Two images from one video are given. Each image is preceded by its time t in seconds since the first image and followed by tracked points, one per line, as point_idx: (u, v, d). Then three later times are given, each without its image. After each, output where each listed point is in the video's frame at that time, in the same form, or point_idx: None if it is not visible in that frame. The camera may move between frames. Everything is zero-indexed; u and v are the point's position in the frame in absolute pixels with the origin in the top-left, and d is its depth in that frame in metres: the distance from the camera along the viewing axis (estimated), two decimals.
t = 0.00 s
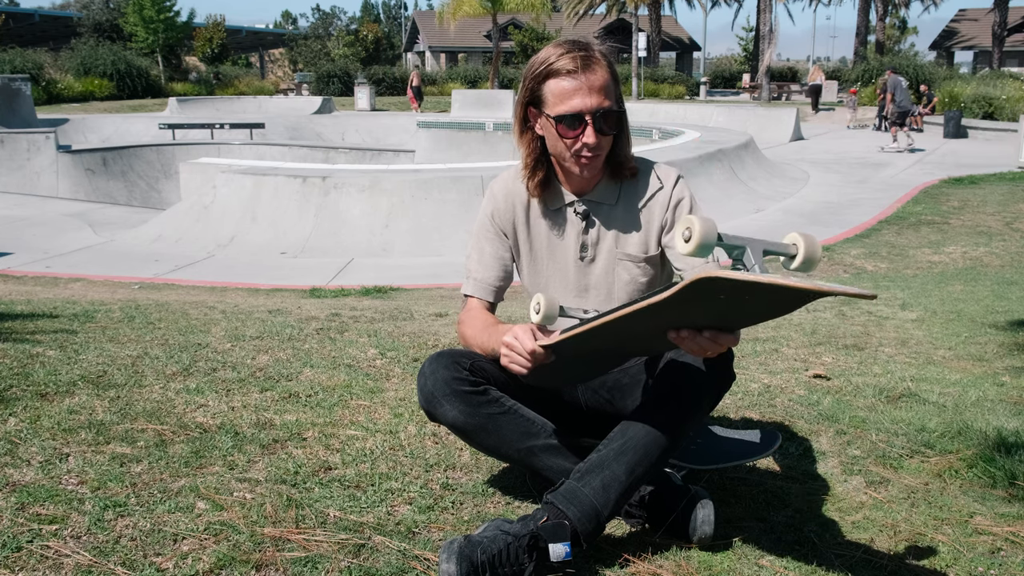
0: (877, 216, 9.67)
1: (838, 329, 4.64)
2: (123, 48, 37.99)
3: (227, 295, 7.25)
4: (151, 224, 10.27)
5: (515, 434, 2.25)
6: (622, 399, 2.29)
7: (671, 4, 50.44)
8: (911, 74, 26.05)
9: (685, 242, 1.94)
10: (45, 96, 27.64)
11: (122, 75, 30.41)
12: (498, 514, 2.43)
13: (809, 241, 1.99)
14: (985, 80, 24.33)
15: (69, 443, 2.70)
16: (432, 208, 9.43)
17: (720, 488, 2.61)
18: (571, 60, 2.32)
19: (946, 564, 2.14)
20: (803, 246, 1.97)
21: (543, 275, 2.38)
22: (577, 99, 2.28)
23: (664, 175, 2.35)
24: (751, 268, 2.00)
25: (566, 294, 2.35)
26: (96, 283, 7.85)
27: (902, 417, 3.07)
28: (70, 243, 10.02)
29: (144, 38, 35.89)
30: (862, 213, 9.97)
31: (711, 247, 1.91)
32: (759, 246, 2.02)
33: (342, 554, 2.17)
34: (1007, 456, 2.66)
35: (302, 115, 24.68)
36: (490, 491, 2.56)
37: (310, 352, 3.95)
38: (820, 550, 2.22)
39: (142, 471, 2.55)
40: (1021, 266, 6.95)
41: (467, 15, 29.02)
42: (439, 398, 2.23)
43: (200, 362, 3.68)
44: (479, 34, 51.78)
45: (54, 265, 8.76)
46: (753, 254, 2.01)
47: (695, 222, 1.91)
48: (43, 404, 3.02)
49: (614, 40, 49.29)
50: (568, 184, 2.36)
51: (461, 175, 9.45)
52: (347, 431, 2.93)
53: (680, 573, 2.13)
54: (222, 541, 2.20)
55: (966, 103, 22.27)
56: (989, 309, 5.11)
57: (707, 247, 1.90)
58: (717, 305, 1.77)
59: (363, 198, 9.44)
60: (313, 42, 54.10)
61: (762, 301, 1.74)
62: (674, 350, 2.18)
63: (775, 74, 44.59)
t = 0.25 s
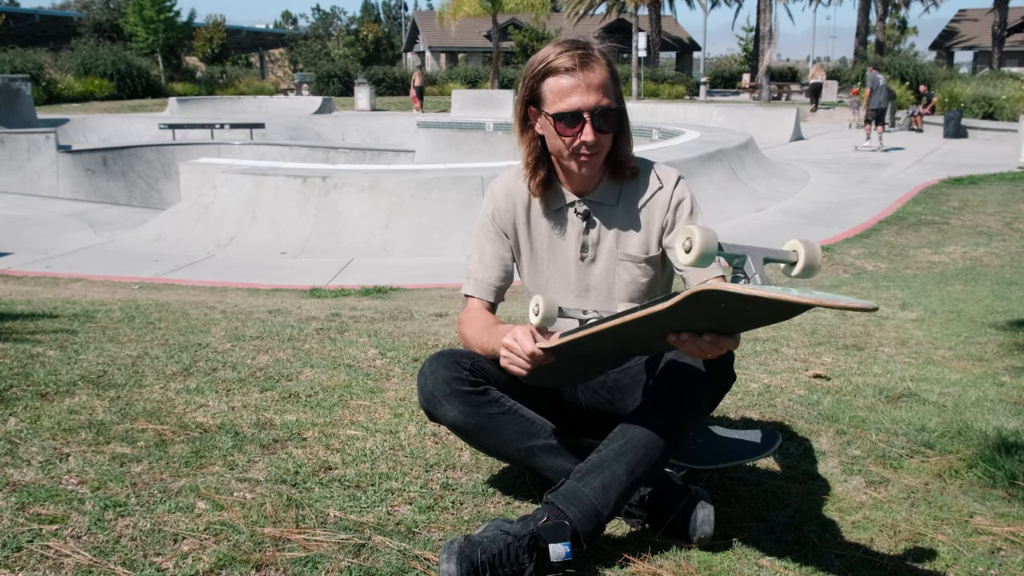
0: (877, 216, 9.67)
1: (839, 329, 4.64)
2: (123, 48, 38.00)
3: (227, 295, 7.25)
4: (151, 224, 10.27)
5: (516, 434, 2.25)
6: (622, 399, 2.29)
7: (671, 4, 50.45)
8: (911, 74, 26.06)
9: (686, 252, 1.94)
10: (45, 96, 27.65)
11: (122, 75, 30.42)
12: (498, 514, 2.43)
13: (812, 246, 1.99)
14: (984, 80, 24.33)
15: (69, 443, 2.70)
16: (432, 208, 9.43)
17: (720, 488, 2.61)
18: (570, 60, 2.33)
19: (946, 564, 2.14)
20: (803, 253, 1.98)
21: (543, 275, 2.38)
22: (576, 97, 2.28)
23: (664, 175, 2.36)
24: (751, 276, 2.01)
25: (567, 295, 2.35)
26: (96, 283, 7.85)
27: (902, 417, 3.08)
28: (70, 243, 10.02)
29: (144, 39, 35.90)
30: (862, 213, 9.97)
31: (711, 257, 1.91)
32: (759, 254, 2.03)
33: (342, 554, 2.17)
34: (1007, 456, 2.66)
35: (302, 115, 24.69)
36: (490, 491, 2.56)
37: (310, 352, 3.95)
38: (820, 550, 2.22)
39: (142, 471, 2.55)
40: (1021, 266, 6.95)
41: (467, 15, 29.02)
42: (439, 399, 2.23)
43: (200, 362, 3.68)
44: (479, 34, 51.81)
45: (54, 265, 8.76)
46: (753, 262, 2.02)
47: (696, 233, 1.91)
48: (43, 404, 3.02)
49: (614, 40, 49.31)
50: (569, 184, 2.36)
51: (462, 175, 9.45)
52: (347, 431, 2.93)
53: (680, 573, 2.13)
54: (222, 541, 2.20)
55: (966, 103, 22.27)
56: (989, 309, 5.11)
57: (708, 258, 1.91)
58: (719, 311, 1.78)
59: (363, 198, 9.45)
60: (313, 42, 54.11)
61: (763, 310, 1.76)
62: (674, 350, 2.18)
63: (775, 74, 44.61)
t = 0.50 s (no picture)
0: (876, 216, 9.68)
1: (838, 330, 4.64)
2: (123, 48, 37.99)
3: (227, 295, 7.25)
4: (151, 224, 10.27)
5: (516, 434, 2.25)
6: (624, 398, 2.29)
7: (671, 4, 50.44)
8: (911, 74, 26.06)
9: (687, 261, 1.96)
10: (45, 96, 27.64)
11: (122, 75, 30.42)
12: (498, 513, 2.43)
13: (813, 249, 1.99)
14: (984, 80, 24.34)
15: (69, 443, 2.70)
16: (432, 208, 9.43)
17: (720, 487, 2.61)
18: (571, 58, 2.33)
19: (945, 564, 2.14)
20: (803, 258, 1.98)
21: (543, 275, 2.38)
22: (576, 95, 2.28)
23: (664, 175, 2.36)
24: (751, 282, 2.01)
25: (567, 294, 2.35)
26: (96, 283, 7.86)
27: (902, 417, 3.08)
28: (70, 243, 10.02)
29: (144, 39, 35.89)
30: (862, 213, 9.97)
31: (711, 265, 1.92)
32: (759, 259, 2.03)
33: (342, 554, 2.17)
34: (1006, 455, 2.66)
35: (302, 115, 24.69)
36: (490, 491, 2.56)
37: (310, 352, 3.95)
38: (820, 550, 2.22)
39: (142, 471, 2.55)
40: (1021, 266, 6.95)
41: (467, 15, 29.00)
42: (439, 398, 2.23)
43: (200, 362, 3.68)
44: (479, 34, 51.81)
45: (54, 265, 8.76)
46: (753, 268, 2.02)
47: (695, 242, 1.92)
48: (44, 404, 3.02)
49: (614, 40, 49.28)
50: (569, 183, 2.36)
51: (462, 175, 9.45)
52: (347, 431, 2.93)
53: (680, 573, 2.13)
54: (223, 541, 2.20)
55: (966, 103, 22.27)
56: (989, 309, 5.11)
57: (709, 266, 1.92)
58: (721, 315, 1.78)
59: (363, 198, 9.45)
60: (313, 42, 54.09)
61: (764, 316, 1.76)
62: (673, 350, 2.18)
63: (776, 74, 44.61)
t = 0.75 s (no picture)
0: (876, 216, 9.68)
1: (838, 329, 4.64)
2: (123, 48, 38.00)
3: (227, 295, 7.25)
4: (151, 224, 10.27)
5: (515, 434, 2.25)
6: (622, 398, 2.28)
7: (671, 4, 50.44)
8: (911, 74, 26.06)
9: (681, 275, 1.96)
10: (45, 96, 27.64)
11: (123, 75, 30.43)
12: (498, 514, 2.43)
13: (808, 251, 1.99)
14: (984, 80, 24.33)
15: (69, 443, 2.70)
16: (432, 208, 9.43)
17: (720, 488, 2.61)
18: (568, 56, 2.33)
19: (945, 564, 2.14)
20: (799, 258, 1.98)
21: (543, 275, 2.38)
22: (573, 93, 2.28)
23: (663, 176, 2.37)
24: (749, 288, 2.00)
25: (567, 294, 2.35)
26: (96, 283, 7.85)
27: (902, 417, 3.08)
28: (70, 243, 10.02)
29: (144, 38, 35.89)
30: (862, 213, 9.97)
31: (706, 277, 1.93)
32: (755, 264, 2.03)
33: (342, 554, 2.17)
34: (1006, 456, 2.66)
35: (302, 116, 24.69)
36: (490, 491, 2.56)
37: (310, 352, 3.95)
38: (820, 550, 2.22)
39: (142, 471, 2.55)
40: (1021, 266, 6.95)
41: (466, 15, 28.98)
42: (439, 399, 2.23)
43: (200, 361, 3.68)
44: (479, 34, 51.82)
45: (54, 265, 8.76)
46: (748, 274, 2.01)
47: (689, 256, 1.93)
48: (44, 404, 3.02)
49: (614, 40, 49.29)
50: (569, 183, 2.36)
51: (462, 175, 9.45)
52: (347, 431, 2.93)
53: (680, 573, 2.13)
54: (222, 541, 2.20)
55: (966, 103, 22.26)
56: (989, 309, 5.11)
57: (703, 278, 1.93)
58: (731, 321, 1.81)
59: (363, 198, 9.45)
60: (313, 42, 54.09)
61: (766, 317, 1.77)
62: (673, 349, 2.18)
63: (775, 74, 44.61)
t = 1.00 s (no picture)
0: (876, 216, 9.68)
1: (838, 329, 4.64)
2: (123, 48, 38.00)
3: (227, 295, 7.25)
4: (151, 224, 10.26)
5: (515, 435, 2.26)
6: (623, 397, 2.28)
7: (671, 4, 50.46)
8: (911, 74, 26.06)
9: (650, 284, 1.96)
10: (45, 96, 27.63)
11: (123, 75, 30.42)
12: (498, 514, 2.43)
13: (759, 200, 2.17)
14: (984, 80, 24.33)
15: (68, 443, 2.70)
16: (433, 208, 9.43)
17: (720, 487, 2.61)
18: (556, 53, 2.31)
19: (946, 564, 2.14)
20: (755, 212, 2.15)
21: (544, 274, 2.38)
22: (563, 89, 2.27)
23: (665, 177, 2.36)
24: (720, 264, 2.05)
25: (568, 294, 2.35)
26: (96, 283, 7.85)
27: (902, 417, 3.08)
28: (70, 243, 10.01)
29: (144, 38, 35.89)
30: (862, 213, 9.97)
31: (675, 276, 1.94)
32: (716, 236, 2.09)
33: (342, 554, 2.17)
34: (1006, 456, 2.66)
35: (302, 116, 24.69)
36: (490, 491, 2.56)
37: (310, 352, 3.95)
38: (820, 550, 2.22)
39: (142, 470, 2.55)
40: (1020, 266, 6.95)
41: (466, 15, 28.98)
42: (438, 400, 2.23)
43: (200, 362, 3.68)
44: (479, 34, 51.82)
45: (54, 265, 8.76)
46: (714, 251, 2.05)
47: (653, 266, 1.92)
48: (43, 404, 3.02)
49: (614, 40, 49.29)
50: (568, 183, 2.36)
51: (461, 175, 9.45)
52: (347, 431, 2.93)
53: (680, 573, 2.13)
54: (222, 541, 2.20)
55: (966, 103, 22.27)
56: (989, 309, 5.11)
57: (671, 279, 1.94)
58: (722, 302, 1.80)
59: (363, 198, 9.45)
60: (313, 42, 54.09)
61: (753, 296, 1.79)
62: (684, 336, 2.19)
63: (775, 73, 44.61)
